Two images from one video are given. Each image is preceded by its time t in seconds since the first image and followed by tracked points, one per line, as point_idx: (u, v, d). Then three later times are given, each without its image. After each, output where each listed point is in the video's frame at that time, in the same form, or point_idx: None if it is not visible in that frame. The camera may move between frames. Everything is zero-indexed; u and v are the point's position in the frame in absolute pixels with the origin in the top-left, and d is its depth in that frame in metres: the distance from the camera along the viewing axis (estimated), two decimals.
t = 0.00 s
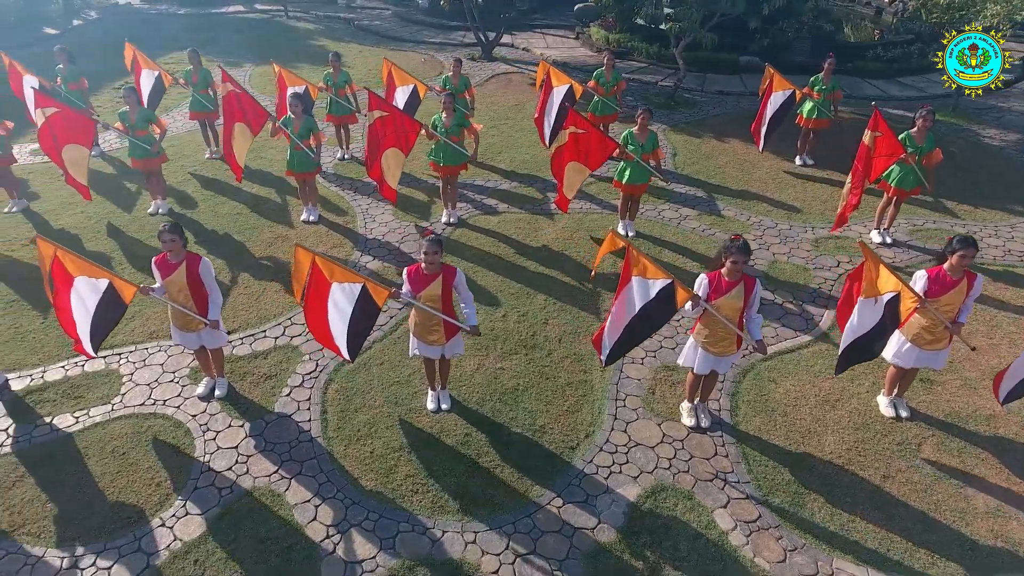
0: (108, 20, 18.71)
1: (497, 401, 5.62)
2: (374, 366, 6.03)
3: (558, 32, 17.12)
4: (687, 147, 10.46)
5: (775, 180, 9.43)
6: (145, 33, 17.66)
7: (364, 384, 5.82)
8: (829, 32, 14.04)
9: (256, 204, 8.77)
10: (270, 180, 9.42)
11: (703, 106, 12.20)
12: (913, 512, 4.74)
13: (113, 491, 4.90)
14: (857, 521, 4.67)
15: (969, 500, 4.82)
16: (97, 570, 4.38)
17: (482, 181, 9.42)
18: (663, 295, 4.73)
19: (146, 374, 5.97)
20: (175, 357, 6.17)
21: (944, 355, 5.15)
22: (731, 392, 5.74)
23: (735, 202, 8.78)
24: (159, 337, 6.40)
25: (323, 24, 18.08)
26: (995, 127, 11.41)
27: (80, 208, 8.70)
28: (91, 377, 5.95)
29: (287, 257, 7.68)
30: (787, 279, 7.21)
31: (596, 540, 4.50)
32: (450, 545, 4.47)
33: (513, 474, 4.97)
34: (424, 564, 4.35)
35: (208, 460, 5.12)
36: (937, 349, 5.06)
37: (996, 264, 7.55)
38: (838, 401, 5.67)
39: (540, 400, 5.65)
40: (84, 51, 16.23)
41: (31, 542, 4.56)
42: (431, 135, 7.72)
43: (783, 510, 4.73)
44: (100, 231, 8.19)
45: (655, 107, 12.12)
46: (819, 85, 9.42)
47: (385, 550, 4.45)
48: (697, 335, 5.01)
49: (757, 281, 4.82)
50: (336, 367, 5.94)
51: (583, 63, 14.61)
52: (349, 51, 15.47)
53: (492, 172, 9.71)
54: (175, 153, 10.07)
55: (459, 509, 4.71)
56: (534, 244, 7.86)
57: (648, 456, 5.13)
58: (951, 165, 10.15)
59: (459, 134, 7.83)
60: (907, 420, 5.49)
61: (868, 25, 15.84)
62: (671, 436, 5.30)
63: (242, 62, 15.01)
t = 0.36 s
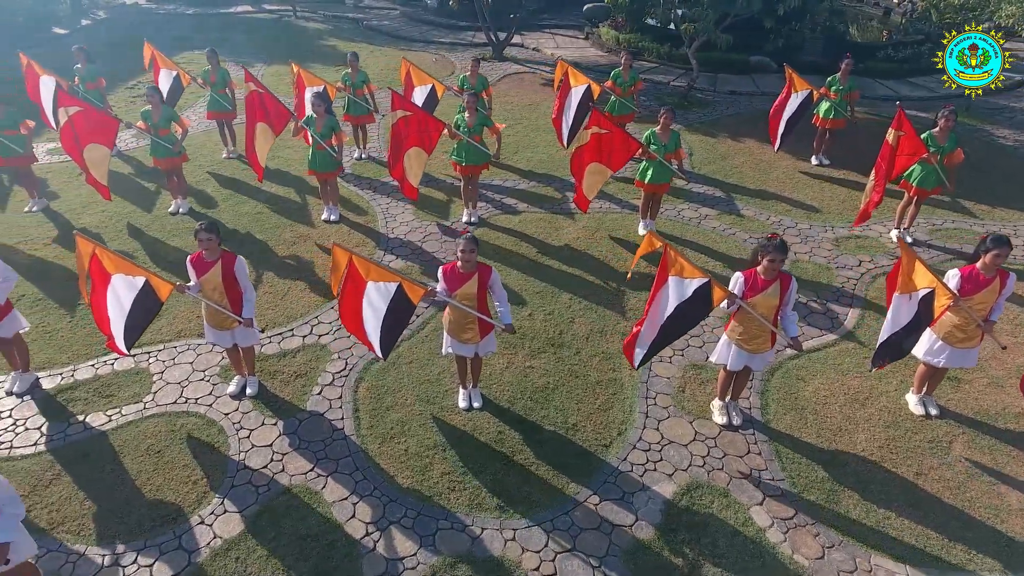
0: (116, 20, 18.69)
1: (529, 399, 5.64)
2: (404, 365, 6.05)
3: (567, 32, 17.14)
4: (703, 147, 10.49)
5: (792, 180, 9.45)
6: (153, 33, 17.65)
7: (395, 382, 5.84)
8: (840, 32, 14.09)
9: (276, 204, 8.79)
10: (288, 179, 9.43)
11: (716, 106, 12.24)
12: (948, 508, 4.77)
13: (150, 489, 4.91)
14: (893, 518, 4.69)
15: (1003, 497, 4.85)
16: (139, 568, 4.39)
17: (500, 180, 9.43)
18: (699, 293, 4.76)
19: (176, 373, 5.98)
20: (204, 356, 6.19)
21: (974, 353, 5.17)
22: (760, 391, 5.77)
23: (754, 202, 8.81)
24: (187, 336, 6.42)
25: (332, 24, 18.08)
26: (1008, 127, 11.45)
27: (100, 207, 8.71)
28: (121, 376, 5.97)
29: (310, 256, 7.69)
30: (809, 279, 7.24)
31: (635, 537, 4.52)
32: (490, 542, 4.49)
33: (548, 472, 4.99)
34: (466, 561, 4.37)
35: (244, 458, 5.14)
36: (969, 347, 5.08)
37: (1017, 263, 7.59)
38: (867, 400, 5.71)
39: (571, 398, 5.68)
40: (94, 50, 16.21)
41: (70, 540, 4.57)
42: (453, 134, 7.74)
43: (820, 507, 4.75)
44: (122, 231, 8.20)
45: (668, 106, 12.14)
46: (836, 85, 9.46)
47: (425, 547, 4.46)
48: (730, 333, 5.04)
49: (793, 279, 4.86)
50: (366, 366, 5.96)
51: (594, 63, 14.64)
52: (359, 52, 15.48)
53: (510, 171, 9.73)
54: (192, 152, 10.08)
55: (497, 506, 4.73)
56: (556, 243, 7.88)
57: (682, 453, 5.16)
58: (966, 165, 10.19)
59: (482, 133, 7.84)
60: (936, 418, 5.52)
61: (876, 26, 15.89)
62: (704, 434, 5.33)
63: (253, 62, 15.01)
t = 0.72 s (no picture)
0: (124, 20, 18.67)
1: (560, 398, 5.66)
2: (433, 364, 6.06)
3: (577, 32, 17.16)
4: (719, 147, 10.51)
5: (810, 180, 9.47)
6: (163, 33, 17.65)
7: (426, 381, 5.86)
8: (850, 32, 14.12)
9: (296, 203, 8.79)
10: (306, 179, 9.44)
11: (730, 106, 12.26)
12: (983, 506, 4.78)
13: (187, 487, 4.92)
14: (930, 515, 4.70)
15: None
16: (180, 566, 4.39)
17: (519, 180, 9.45)
18: (735, 290, 4.79)
19: (206, 371, 5.99)
20: (233, 355, 6.19)
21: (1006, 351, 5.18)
22: (790, 389, 5.79)
23: (773, 202, 8.82)
24: (215, 335, 6.42)
25: (340, 24, 18.08)
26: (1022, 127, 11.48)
27: (120, 207, 8.72)
28: (151, 374, 5.97)
29: (333, 255, 7.70)
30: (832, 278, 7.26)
31: (674, 534, 4.54)
32: (530, 539, 4.50)
33: (583, 469, 5.01)
34: (506, 558, 4.38)
35: (279, 456, 5.15)
36: (1001, 345, 5.11)
37: None
38: (897, 398, 5.73)
39: (602, 396, 5.69)
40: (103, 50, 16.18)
41: (110, 537, 4.57)
42: (476, 134, 7.76)
43: (856, 504, 4.77)
44: (143, 230, 8.20)
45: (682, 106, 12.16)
46: (853, 85, 9.50)
47: (465, 545, 4.47)
48: (765, 330, 5.08)
49: (829, 277, 4.87)
50: (396, 364, 5.97)
51: (605, 63, 14.66)
52: (370, 52, 15.49)
53: (528, 171, 9.74)
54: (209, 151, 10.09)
55: (535, 504, 4.74)
56: (578, 242, 7.90)
57: (715, 451, 5.18)
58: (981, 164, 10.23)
59: (505, 133, 7.85)
60: (966, 416, 5.54)
61: (886, 26, 15.91)
62: (737, 432, 5.34)
63: (263, 62, 15.01)
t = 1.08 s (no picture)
0: (131, 20, 18.63)
1: (592, 400, 5.64)
2: (463, 366, 6.04)
3: (586, 32, 17.14)
4: (735, 148, 10.50)
5: (829, 180, 9.46)
6: (171, 33, 17.62)
7: (457, 383, 5.84)
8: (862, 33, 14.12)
9: (315, 204, 8.76)
10: (324, 180, 9.42)
11: (744, 107, 12.25)
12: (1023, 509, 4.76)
13: (223, 491, 4.89)
14: (970, 518, 4.69)
15: None
16: (221, 570, 4.36)
17: (537, 181, 9.43)
18: (774, 293, 4.78)
19: (236, 374, 5.96)
20: (262, 357, 6.17)
21: None
22: (822, 391, 5.78)
23: (794, 203, 8.80)
24: (243, 337, 6.40)
25: (349, 24, 18.05)
26: None
27: (140, 208, 8.68)
28: (180, 377, 5.95)
29: (356, 257, 7.68)
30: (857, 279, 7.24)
31: (716, 538, 4.52)
32: (571, 543, 4.48)
33: (620, 473, 5.00)
34: (549, 563, 4.35)
35: (314, 460, 5.13)
36: None
37: None
38: (929, 400, 5.73)
39: (635, 398, 5.68)
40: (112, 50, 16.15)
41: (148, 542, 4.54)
42: (500, 135, 7.75)
43: (895, 507, 4.76)
44: (164, 232, 8.16)
45: (696, 107, 12.14)
46: (872, 86, 9.50)
47: (507, 549, 4.45)
48: (802, 333, 5.07)
49: (867, 279, 4.86)
50: (426, 367, 5.95)
51: (617, 63, 14.64)
52: (380, 52, 15.47)
53: (546, 172, 9.72)
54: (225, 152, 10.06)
55: (574, 508, 4.72)
56: (601, 243, 7.88)
57: (751, 454, 5.17)
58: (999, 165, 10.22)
59: (528, 134, 7.83)
60: (1000, 418, 5.52)
61: (895, 26, 15.93)
62: (771, 435, 5.33)
63: (274, 62, 14.98)
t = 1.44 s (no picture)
0: (139, 21, 18.58)
1: (627, 406, 5.59)
2: (494, 371, 5.98)
3: (597, 32, 17.10)
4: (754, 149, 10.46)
5: (850, 182, 9.42)
6: (180, 33, 17.58)
7: (489, 389, 5.79)
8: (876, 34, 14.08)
9: (335, 207, 8.70)
10: (343, 182, 9.37)
11: (759, 108, 12.21)
12: None
13: (259, 499, 4.83)
14: (1017, 525, 4.63)
15: None
16: None
17: (557, 183, 9.38)
18: (817, 297, 4.71)
19: (265, 379, 5.91)
20: (290, 362, 6.12)
21: None
22: (859, 397, 5.73)
23: (817, 205, 8.76)
24: (270, 342, 6.34)
25: (358, 25, 18.01)
26: None
27: (159, 211, 8.62)
28: (209, 383, 5.89)
29: (379, 260, 7.62)
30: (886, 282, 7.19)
31: (761, 547, 4.47)
32: (616, 552, 4.43)
33: (661, 480, 4.95)
34: (594, 572, 4.30)
35: (349, 467, 5.07)
36: None
37: None
38: (967, 405, 5.68)
39: (670, 404, 5.63)
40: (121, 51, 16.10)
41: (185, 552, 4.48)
42: (524, 137, 7.70)
43: (940, 515, 4.70)
44: (184, 235, 8.10)
45: (712, 108, 12.10)
46: (895, 87, 9.45)
47: (551, 558, 4.39)
48: (843, 338, 5.01)
49: (911, 284, 4.79)
50: (458, 372, 5.90)
51: (629, 64, 14.60)
52: (391, 53, 15.42)
53: (565, 174, 9.67)
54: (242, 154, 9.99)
55: (616, 516, 4.67)
56: (626, 246, 7.83)
57: (791, 461, 5.12)
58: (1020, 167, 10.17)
59: (552, 136, 7.79)
60: None
61: (907, 27, 15.90)
62: (810, 441, 5.28)
63: (285, 63, 14.92)
